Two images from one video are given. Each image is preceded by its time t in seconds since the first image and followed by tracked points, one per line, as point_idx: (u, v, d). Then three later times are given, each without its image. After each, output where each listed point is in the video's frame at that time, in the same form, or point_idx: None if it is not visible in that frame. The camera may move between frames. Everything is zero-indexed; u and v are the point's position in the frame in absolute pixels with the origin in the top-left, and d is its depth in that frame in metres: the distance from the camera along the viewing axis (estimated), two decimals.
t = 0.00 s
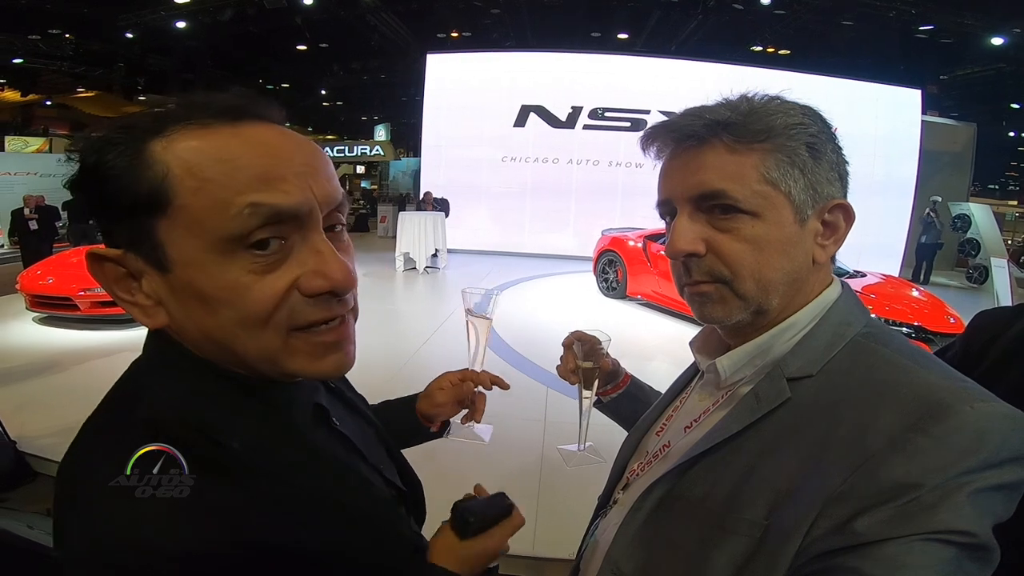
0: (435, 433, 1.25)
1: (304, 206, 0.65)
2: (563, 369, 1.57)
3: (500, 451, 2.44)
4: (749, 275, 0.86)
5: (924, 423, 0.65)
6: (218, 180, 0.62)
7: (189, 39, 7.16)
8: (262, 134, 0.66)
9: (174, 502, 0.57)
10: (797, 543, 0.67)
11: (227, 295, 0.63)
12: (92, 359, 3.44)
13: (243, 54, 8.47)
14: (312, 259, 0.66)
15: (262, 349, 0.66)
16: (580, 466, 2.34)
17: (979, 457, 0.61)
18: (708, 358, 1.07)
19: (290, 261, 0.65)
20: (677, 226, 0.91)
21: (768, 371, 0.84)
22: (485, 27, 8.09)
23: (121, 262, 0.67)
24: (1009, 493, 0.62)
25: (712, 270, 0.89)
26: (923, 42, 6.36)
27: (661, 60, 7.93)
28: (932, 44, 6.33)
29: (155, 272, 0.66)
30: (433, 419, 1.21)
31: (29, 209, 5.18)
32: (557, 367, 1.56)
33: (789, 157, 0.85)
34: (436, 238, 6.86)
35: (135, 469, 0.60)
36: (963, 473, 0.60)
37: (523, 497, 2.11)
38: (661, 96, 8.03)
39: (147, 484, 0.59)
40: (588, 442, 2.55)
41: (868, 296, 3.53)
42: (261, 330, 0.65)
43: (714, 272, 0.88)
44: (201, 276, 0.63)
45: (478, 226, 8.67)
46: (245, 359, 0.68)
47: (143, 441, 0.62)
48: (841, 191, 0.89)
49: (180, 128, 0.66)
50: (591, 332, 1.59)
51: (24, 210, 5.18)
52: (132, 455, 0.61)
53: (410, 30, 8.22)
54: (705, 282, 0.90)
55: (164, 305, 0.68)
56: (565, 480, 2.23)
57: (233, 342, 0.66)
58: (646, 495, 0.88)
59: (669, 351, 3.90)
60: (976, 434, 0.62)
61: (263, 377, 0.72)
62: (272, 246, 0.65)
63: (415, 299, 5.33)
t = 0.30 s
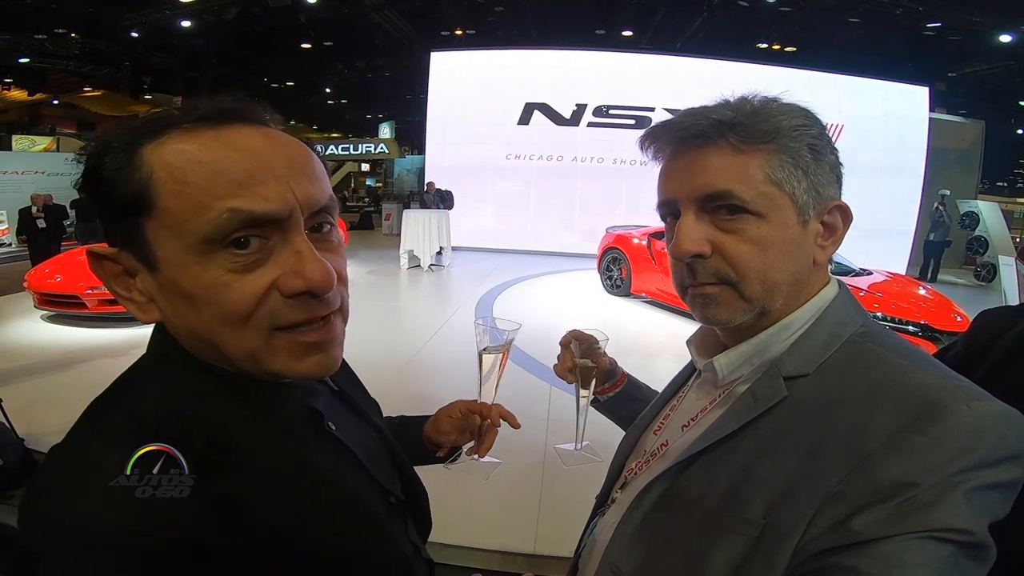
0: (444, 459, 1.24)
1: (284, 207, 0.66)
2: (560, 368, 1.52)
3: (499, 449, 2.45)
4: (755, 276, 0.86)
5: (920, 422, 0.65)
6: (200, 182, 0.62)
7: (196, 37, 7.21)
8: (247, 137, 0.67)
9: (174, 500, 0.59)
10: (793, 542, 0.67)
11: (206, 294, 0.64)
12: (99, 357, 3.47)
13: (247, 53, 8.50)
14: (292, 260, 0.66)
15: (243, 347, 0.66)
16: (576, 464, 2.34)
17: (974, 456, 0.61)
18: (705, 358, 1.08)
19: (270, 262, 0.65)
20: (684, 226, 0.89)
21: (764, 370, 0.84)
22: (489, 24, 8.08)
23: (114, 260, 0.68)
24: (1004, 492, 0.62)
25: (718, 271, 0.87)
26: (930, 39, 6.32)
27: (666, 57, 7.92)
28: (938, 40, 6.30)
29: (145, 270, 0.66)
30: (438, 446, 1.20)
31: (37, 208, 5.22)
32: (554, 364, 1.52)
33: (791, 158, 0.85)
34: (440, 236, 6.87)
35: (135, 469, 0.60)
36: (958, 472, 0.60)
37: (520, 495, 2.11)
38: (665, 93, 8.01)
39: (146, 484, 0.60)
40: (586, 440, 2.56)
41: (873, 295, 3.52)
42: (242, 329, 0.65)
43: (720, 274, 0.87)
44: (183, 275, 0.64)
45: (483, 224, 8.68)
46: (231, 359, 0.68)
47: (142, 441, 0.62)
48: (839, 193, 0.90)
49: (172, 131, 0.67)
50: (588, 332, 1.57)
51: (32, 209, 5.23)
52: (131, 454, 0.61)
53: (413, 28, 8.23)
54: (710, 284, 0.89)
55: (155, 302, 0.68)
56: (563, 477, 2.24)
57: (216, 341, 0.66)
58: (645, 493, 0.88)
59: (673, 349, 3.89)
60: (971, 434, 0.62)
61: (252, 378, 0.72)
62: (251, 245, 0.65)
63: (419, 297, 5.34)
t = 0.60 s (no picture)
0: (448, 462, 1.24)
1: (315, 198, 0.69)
2: (560, 367, 1.52)
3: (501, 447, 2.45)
4: (767, 274, 0.85)
5: (922, 421, 0.65)
6: (237, 179, 0.64)
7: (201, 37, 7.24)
8: (261, 137, 0.69)
9: (174, 500, 0.59)
10: (793, 542, 0.67)
11: (252, 287, 0.64)
12: (107, 356, 3.49)
13: (252, 53, 8.53)
14: (322, 249, 0.69)
15: (284, 334, 0.67)
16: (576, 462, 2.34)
17: (975, 456, 0.61)
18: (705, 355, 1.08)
19: (305, 251, 0.68)
20: (696, 223, 0.88)
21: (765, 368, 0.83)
22: (493, 23, 8.08)
23: (127, 265, 0.66)
24: (1005, 491, 0.61)
25: (730, 268, 0.86)
26: (936, 36, 6.29)
27: (670, 55, 7.91)
28: (944, 38, 6.27)
29: (171, 272, 0.65)
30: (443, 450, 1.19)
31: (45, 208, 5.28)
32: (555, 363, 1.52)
33: (802, 155, 0.85)
34: (444, 235, 6.87)
35: (135, 469, 0.61)
36: (957, 472, 0.60)
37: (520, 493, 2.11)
38: (670, 92, 7.99)
39: (147, 484, 0.60)
40: (587, 438, 2.56)
41: (879, 293, 3.50)
42: (285, 317, 0.66)
43: (732, 271, 0.86)
44: (224, 271, 0.64)
45: (487, 223, 8.68)
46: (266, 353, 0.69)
47: (142, 440, 0.62)
48: (843, 192, 0.90)
49: (184, 134, 0.67)
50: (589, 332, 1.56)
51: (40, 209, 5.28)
52: (131, 454, 0.61)
53: (417, 28, 8.24)
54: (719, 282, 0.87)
55: (178, 306, 0.67)
56: (564, 475, 2.24)
57: (257, 334, 0.67)
58: (645, 491, 0.88)
59: (677, 347, 3.88)
60: (973, 434, 0.62)
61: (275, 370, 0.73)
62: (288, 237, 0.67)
63: (423, 296, 5.35)
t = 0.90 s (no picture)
0: (449, 447, 1.25)
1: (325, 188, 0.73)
2: (562, 367, 1.51)
3: (504, 446, 2.46)
4: (768, 271, 0.85)
5: (926, 420, 0.65)
6: (259, 174, 0.66)
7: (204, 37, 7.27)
8: (268, 132, 0.72)
9: (175, 501, 0.60)
10: (796, 542, 0.67)
11: (280, 276, 0.67)
12: (112, 356, 3.51)
13: (255, 54, 8.55)
14: (337, 236, 0.73)
15: (308, 320, 0.71)
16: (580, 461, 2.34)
17: (981, 457, 0.60)
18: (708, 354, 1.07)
19: (324, 238, 0.72)
20: (699, 219, 0.88)
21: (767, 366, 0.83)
22: (495, 23, 8.07)
23: (150, 267, 0.65)
24: (1010, 492, 0.61)
25: (731, 264, 0.86)
26: (940, 34, 6.26)
27: (672, 54, 7.90)
28: (948, 36, 6.24)
29: (197, 270, 0.66)
30: (445, 435, 1.20)
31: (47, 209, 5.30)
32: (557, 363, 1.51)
33: (811, 154, 0.84)
34: (447, 235, 6.87)
35: (135, 469, 0.61)
36: (962, 472, 0.60)
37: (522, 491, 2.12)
38: (672, 91, 7.99)
39: (147, 484, 0.60)
40: (590, 437, 2.56)
41: (884, 292, 3.49)
42: (310, 302, 0.70)
43: (734, 267, 0.86)
44: (253, 263, 0.66)
45: (490, 223, 8.68)
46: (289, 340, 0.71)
47: (143, 441, 0.63)
48: (853, 193, 0.89)
49: (193, 131, 0.67)
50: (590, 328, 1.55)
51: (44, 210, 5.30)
52: (133, 454, 0.62)
53: (419, 28, 8.23)
54: (720, 277, 0.87)
55: (204, 305, 0.68)
56: (565, 474, 2.24)
57: (284, 322, 0.70)
58: (647, 492, 0.88)
59: (681, 346, 3.87)
60: (978, 433, 0.62)
61: (293, 361, 0.75)
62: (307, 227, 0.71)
63: (426, 296, 5.36)
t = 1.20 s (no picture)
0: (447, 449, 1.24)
1: (333, 199, 0.72)
2: (564, 365, 1.55)
3: (504, 445, 2.46)
4: (761, 271, 0.85)
5: (928, 421, 0.65)
6: (265, 184, 0.66)
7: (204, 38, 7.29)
8: (274, 138, 0.71)
9: (174, 501, 0.60)
10: (797, 544, 0.67)
11: (285, 288, 0.67)
12: (114, 357, 3.53)
13: (256, 54, 8.56)
14: (343, 245, 0.73)
15: (310, 330, 0.70)
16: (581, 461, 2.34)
17: (983, 458, 0.60)
18: (710, 354, 1.07)
19: (329, 248, 0.72)
20: (693, 218, 0.89)
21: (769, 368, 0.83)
22: (495, 23, 8.07)
23: (154, 275, 0.66)
24: (1013, 493, 0.61)
25: (723, 263, 0.87)
26: (940, 33, 6.25)
27: (673, 54, 7.91)
28: (948, 34, 6.23)
29: (200, 279, 0.66)
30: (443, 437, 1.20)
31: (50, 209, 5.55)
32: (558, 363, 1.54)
33: (810, 153, 0.84)
34: (448, 235, 6.87)
35: (135, 469, 0.63)
36: (964, 474, 0.60)
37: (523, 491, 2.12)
38: (672, 91, 7.99)
39: (147, 484, 0.61)
40: (591, 437, 2.56)
41: (886, 291, 3.49)
42: (313, 314, 0.70)
43: (726, 267, 0.87)
44: (259, 274, 0.66)
45: (491, 223, 8.69)
46: (293, 349, 0.71)
47: (143, 441, 0.64)
48: (856, 192, 0.88)
49: (198, 137, 0.67)
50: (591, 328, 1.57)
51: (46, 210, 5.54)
52: (133, 454, 0.64)
53: (419, 28, 8.24)
54: (713, 276, 0.88)
55: (208, 312, 0.68)
56: (566, 473, 2.24)
57: (288, 333, 0.69)
58: (648, 493, 0.88)
59: (682, 346, 3.87)
60: (980, 434, 0.62)
61: (298, 366, 0.76)
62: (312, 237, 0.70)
63: (427, 296, 5.37)
